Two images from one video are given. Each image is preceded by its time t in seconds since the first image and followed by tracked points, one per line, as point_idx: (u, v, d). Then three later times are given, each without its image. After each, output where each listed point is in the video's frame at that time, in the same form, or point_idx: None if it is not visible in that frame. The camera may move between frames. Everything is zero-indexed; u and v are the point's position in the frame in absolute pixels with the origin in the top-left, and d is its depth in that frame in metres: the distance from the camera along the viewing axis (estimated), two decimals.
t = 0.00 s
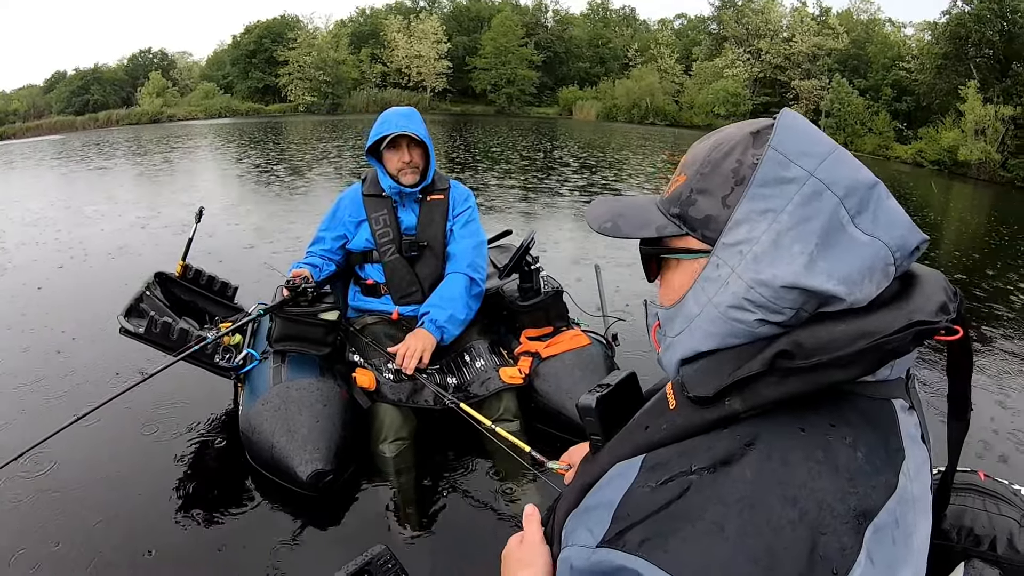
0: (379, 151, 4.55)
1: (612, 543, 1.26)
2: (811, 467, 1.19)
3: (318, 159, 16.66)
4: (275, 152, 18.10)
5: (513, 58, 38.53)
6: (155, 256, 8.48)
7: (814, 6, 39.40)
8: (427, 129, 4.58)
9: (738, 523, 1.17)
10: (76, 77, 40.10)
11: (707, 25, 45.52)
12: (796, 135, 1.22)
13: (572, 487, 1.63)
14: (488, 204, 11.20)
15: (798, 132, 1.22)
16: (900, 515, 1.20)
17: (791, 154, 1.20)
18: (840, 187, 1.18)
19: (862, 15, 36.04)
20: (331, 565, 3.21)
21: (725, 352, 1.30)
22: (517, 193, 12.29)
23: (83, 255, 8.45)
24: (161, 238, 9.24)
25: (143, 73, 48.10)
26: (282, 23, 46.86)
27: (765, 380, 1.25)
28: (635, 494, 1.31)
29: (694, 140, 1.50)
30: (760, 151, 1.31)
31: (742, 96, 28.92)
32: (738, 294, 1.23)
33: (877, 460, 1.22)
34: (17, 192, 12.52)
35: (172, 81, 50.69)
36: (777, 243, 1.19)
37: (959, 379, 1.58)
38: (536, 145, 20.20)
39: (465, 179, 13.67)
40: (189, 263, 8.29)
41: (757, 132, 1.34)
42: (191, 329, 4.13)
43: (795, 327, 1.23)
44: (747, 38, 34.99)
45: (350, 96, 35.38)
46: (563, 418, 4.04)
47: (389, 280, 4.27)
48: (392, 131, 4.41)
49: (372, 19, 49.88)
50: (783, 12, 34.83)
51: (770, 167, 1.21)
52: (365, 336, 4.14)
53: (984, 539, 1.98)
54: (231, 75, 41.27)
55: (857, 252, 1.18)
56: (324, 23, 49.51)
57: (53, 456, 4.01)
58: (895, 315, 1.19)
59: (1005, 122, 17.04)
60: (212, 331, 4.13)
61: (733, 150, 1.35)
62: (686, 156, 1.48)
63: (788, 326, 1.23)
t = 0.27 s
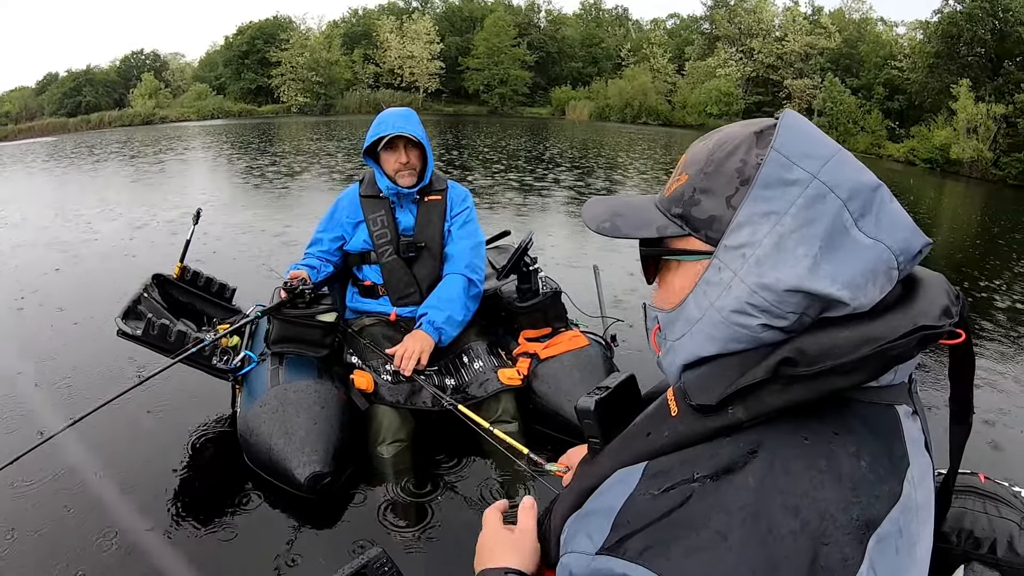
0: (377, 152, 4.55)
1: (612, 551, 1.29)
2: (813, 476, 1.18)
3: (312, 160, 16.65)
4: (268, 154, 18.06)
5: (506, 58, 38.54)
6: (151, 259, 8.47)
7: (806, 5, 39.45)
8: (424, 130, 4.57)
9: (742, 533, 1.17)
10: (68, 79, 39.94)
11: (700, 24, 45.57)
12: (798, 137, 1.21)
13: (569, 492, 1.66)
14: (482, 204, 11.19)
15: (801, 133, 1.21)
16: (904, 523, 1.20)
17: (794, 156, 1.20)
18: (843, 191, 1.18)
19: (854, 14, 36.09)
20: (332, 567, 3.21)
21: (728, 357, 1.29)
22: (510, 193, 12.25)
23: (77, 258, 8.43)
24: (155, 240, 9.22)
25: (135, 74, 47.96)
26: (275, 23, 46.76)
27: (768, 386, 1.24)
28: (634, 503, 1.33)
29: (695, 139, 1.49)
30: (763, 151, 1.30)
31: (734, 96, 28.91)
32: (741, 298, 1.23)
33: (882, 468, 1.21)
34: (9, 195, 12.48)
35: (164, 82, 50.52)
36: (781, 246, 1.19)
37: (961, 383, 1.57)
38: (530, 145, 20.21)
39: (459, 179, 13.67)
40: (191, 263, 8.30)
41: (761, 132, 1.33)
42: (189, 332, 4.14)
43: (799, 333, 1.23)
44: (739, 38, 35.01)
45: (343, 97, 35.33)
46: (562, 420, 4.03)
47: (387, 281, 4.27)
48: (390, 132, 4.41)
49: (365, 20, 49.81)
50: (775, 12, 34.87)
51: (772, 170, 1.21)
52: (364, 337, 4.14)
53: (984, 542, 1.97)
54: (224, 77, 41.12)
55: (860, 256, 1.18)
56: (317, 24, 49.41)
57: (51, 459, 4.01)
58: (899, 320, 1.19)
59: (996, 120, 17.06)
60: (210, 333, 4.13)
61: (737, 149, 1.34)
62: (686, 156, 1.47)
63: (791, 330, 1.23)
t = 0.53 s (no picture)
0: (379, 151, 4.55)
1: (629, 545, 1.25)
2: (831, 473, 1.18)
3: (306, 160, 16.61)
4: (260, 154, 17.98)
5: (499, 57, 38.52)
6: (147, 260, 8.45)
7: (799, 4, 39.50)
8: (426, 129, 4.57)
9: (761, 530, 1.16)
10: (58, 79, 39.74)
11: (692, 24, 45.63)
12: (816, 137, 1.21)
13: (579, 489, 1.64)
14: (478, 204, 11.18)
15: (819, 135, 1.21)
16: (919, 520, 1.20)
17: (812, 157, 1.20)
18: (860, 192, 1.18)
19: (846, 13, 36.15)
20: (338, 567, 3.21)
21: (744, 357, 1.29)
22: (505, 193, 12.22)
23: (73, 259, 8.41)
24: (150, 242, 9.18)
25: (127, 75, 47.79)
26: (267, 23, 46.62)
27: (785, 386, 1.24)
28: (652, 499, 1.31)
29: (712, 136, 1.48)
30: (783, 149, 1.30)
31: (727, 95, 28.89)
32: (759, 297, 1.22)
33: (897, 466, 1.22)
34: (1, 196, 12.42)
35: (155, 82, 50.27)
36: (800, 246, 1.19)
37: (968, 382, 1.58)
38: (524, 144, 20.20)
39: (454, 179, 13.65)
40: (191, 264, 8.28)
41: (781, 130, 1.33)
42: (192, 331, 4.13)
43: (814, 333, 1.23)
44: (732, 37, 35.03)
45: (336, 97, 35.24)
46: (564, 419, 4.03)
47: (389, 280, 4.26)
48: (392, 131, 4.40)
49: (358, 19, 49.70)
50: (768, 11, 34.89)
51: (791, 170, 1.21)
52: (366, 337, 4.15)
53: (987, 539, 1.97)
54: (216, 76, 41.00)
55: (877, 258, 1.18)
56: (309, 24, 49.32)
57: (52, 460, 3.99)
58: (913, 319, 1.20)
59: (989, 119, 17.08)
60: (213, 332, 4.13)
61: (758, 146, 1.34)
62: (702, 152, 1.47)
63: (807, 330, 1.23)
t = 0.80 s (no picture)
0: (377, 151, 4.55)
1: (624, 546, 1.27)
2: (822, 471, 1.18)
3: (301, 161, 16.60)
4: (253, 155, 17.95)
5: (492, 57, 38.56)
6: (143, 260, 8.46)
7: (791, 4, 39.56)
8: (425, 129, 4.57)
9: (754, 530, 1.17)
10: (52, 80, 39.69)
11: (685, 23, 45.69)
12: (813, 138, 1.22)
13: (574, 491, 1.66)
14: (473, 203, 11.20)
15: (816, 135, 1.21)
16: (911, 518, 1.20)
17: (809, 158, 1.20)
18: (855, 194, 1.18)
19: (840, 12, 36.17)
20: (335, 565, 3.22)
21: (737, 356, 1.30)
22: (498, 192, 12.22)
23: (68, 260, 8.42)
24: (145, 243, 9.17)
25: (121, 76, 47.80)
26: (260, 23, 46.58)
27: (777, 384, 1.24)
28: (644, 501, 1.32)
29: (716, 132, 1.48)
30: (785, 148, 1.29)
31: (720, 94, 28.90)
32: (753, 295, 1.23)
33: (890, 464, 1.21)
34: None
35: (149, 82, 50.22)
36: (794, 246, 1.19)
37: (961, 382, 1.58)
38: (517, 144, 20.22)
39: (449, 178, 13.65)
40: (188, 264, 8.28)
41: (784, 129, 1.33)
42: (191, 331, 4.14)
43: (806, 331, 1.23)
44: (725, 37, 35.08)
45: (329, 97, 35.20)
46: (562, 419, 4.04)
47: (388, 280, 4.27)
48: (390, 131, 4.41)
49: (350, 19, 49.69)
50: (761, 10, 34.91)
51: (787, 170, 1.21)
52: (365, 336, 4.15)
53: (983, 540, 1.97)
54: (209, 77, 41.00)
55: (869, 259, 1.18)
56: (302, 24, 49.30)
57: (51, 459, 4.00)
58: (903, 317, 1.20)
59: (981, 118, 17.10)
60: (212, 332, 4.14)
61: (763, 144, 1.34)
62: (704, 148, 1.46)
63: (798, 329, 1.23)
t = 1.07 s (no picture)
0: (378, 151, 4.55)
1: (622, 549, 1.27)
2: (820, 473, 1.18)
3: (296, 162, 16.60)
4: (246, 155, 17.91)
5: (486, 57, 38.53)
6: (139, 262, 8.45)
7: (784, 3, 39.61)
8: (425, 129, 4.57)
9: (752, 531, 1.17)
10: (45, 82, 39.61)
11: (679, 23, 45.74)
12: (814, 138, 1.21)
13: (572, 494, 1.66)
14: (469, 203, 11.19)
15: (816, 135, 1.21)
16: (910, 520, 1.19)
17: (808, 158, 1.20)
18: (855, 195, 1.18)
19: (832, 11, 36.23)
20: (333, 567, 3.22)
21: (735, 357, 1.29)
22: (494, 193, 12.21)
23: (63, 262, 8.42)
24: (141, 244, 9.15)
25: (114, 77, 47.66)
26: (254, 23, 46.51)
27: (774, 385, 1.24)
28: (641, 504, 1.31)
29: (716, 129, 1.48)
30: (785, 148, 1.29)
31: (713, 93, 28.89)
32: (751, 296, 1.22)
33: (889, 466, 1.21)
34: None
35: (141, 84, 50.11)
36: (792, 247, 1.18)
37: (962, 383, 1.58)
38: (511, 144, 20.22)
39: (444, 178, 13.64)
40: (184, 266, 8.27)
41: (785, 129, 1.33)
42: (190, 331, 4.14)
43: (804, 332, 1.23)
44: (719, 36, 35.08)
45: (322, 98, 35.13)
46: (562, 420, 4.03)
47: (388, 280, 4.26)
48: (391, 132, 4.40)
49: (343, 20, 49.65)
50: (753, 9, 34.93)
51: (786, 171, 1.21)
52: (365, 337, 4.14)
53: (984, 542, 1.97)
54: (203, 77, 40.94)
55: (869, 260, 1.18)
56: (296, 25, 49.27)
57: (50, 460, 4.00)
58: (902, 319, 1.19)
59: (973, 116, 17.10)
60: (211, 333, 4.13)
61: (764, 143, 1.34)
62: (703, 146, 1.46)
63: (796, 330, 1.23)
